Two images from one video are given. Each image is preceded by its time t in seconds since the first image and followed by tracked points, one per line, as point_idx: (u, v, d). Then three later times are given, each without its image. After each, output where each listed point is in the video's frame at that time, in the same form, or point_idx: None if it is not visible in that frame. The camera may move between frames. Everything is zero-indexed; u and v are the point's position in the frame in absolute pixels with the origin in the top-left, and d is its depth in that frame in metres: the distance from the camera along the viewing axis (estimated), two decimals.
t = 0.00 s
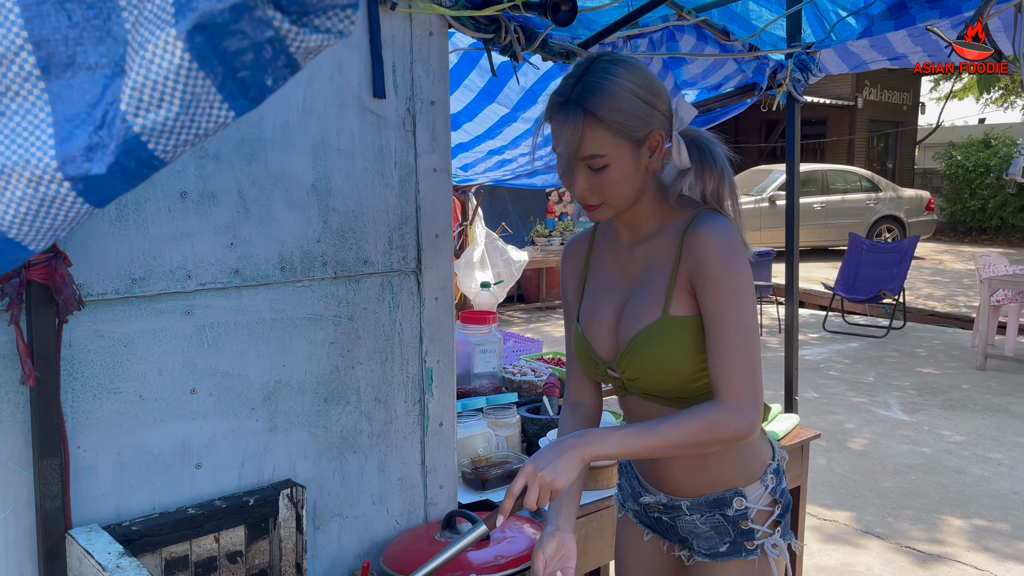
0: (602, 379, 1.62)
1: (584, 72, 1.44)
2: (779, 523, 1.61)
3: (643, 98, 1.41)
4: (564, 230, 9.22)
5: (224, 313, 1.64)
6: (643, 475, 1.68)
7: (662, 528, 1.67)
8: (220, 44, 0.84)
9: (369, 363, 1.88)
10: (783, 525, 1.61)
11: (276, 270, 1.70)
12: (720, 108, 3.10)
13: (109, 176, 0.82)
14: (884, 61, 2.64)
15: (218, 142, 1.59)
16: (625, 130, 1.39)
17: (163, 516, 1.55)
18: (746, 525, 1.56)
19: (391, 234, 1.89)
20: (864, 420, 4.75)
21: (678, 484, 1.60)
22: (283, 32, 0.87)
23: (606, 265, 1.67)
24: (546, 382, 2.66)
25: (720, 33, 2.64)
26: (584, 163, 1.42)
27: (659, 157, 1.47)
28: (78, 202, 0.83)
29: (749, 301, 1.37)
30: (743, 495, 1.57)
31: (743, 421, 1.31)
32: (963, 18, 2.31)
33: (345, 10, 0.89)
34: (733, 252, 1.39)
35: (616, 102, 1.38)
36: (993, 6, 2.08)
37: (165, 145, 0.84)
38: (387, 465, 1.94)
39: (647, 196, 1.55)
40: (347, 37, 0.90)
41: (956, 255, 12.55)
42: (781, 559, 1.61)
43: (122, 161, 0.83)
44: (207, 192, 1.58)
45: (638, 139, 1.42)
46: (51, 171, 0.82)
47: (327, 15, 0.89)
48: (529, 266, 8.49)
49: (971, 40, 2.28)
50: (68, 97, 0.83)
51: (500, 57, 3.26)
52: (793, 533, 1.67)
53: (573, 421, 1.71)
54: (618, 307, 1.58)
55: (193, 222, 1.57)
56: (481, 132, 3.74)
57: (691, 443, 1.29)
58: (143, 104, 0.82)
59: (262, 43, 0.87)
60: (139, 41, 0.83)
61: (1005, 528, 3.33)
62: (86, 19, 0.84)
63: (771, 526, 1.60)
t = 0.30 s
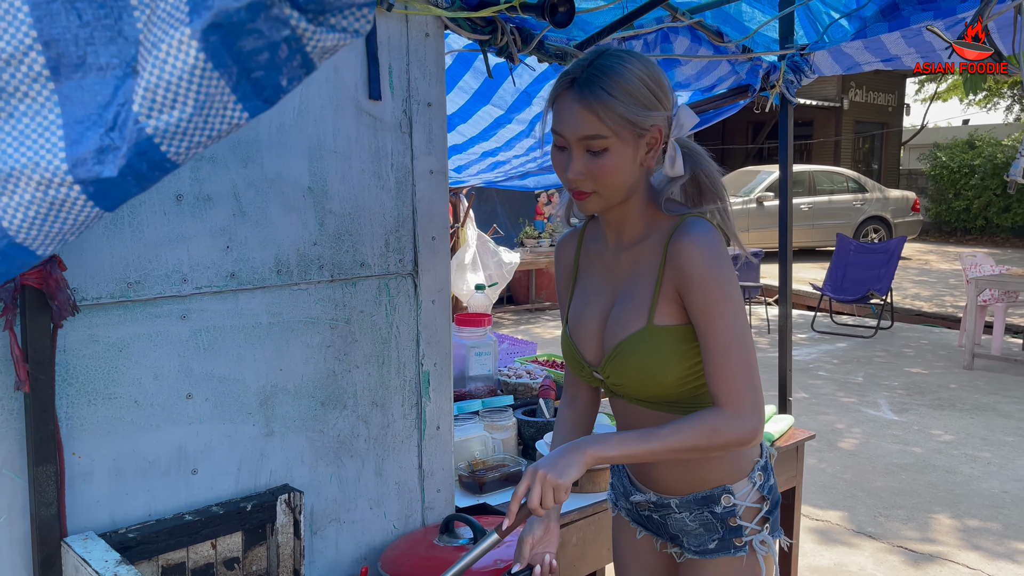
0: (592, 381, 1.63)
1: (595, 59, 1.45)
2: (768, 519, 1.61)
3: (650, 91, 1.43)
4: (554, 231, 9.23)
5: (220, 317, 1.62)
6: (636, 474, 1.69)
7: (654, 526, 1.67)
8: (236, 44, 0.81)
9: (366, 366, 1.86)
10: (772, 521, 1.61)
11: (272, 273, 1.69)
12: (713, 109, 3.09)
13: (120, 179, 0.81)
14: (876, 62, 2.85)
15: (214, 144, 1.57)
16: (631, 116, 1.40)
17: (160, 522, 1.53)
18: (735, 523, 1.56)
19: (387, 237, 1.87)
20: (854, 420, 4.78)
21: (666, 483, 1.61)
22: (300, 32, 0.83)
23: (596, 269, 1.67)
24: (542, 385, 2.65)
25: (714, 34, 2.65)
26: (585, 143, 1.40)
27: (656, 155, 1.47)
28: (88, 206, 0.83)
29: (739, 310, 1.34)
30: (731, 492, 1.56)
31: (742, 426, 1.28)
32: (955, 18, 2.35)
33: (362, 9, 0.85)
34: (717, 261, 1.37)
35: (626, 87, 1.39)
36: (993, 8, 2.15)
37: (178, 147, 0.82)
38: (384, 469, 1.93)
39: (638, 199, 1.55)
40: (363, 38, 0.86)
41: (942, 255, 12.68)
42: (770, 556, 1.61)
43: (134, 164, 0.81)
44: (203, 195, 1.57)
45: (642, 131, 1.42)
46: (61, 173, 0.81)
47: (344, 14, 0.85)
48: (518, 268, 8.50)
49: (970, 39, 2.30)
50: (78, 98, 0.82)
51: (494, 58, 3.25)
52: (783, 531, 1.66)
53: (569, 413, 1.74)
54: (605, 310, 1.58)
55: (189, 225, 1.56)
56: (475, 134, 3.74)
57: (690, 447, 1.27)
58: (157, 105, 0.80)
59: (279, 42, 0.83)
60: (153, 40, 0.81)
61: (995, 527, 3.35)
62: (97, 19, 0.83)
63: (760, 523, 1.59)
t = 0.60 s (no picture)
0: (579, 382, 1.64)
1: (574, 66, 1.45)
2: (757, 514, 1.61)
3: (630, 96, 1.42)
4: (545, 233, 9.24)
5: (214, 317, 1.62)
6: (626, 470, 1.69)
7: (646, 522, 1.68)
8: (238, 38, 0.80)
9: (360, 367, 1.86)
10: (761, 516, 1.61)
11: (266, 273, 1.68)
12: (707, 110, 3.15)
13: (120, 175, 0.81)
14: (869, 62, 2.89)
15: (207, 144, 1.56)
16: (611, 123, 1.40)
17: (153, 525, 1.52)
18: (723, 517, 1.57)
19: (382, 237, 1.87)
20: (845, 420, 4.81)
21: (657, 480, 1.60)
22: (303, 25, 0.81)
23: (583, 271, 1.67)
24: (536, 385, 2.65)
25: (707, 35, 2.66)
26: (565, 151, 1.40)
27: (637, 158, 1.47)
28: (86, 202, 0.82)
29: (709, 316, 1.34)
30: (720, 487, 1.57)
31: (688, 435, 1.27)
32: (947, 20, 2.32)
33: (364, 3, 0.83)
34: (694, 266, 1.38)
35: (605, 93, 1.39)
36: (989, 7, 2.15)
37: (178, 143, 0.81)
38: (378, 471, 1.92)
39: (622, 203, 1.55)
40: (366, 33, 0.83)
41: (930, 256, 12.77)
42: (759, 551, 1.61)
43: (134, 159, 0.81)
44: (196, 194, 1.56)
45: (621, 136, 1.42)
46: (60, 170, 0.81)
47: (346, 8, 0.82)
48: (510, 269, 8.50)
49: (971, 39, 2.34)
50: (77, 93, 0.82)
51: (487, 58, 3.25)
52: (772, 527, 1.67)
53: (559, 408, 1.75)
54: (591, 314, 1.58)
55: (182, 225, 1.55)
56: (468, 134, 3.74)
57: (639, 459, 1.25)
58: (157, 100, 0.79)
59: (281, 36, 0.81)
60: (153, 34, 0.80)
61: (985, 526, 3.38)
62: (97, 13, 0.83)
63: (749, 518, 1.59)
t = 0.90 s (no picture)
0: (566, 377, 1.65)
1: (562, 66, 1.45)
2: (744, 512, 1.61)
3: (617, 95, 1.43)
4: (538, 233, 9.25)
5: (205, 318, 1.61)
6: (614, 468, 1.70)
7: (634, 521, 1.68)
8: (227, 37, 0.79)
9: (352, 367, 1.85)
10: (749, 514, 1.61)
11: (257, 274, 1.68)
12: (698, 111, 3.15)
13: (109, 174, 0.81)
14: (859, 65, 2.90)
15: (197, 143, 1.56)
16: (600, 123, 1.40)
17: (143, 526, 1.52)
18: (711, 514, 1.57)
19: (373, 237, 1.87)
20: (836, 421, 4.83)
21: (644, 478, 1.61)
22: (293, 24, 0.81)
23: (574, 269, 1.68)
24: (528, 386, 2.65)
25: (699, 36, 2.66)
26: (554, 152, 1.40)
27: (627, 157, 1.48)
28: (76, 201, 0.82)
29: (690, 318, 1.35)
30: (708, 484, 1.58)
31: (654, 432, 1.27)
32: (937, 21, 2.35)
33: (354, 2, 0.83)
34: (680, 265, 1.38)
35: (593, 92, 1.39)
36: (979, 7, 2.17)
37: (168, 142, 0.81)
38: (370, 472, 1.92)
39: (613, 201, 1.56)
40: (356, 32, 0.84)
41: (921, 257, 12.83)
42: (747, 549, 1.61)
43: (123, 158, 0.81)
44: (187, 194, 1.55)
45: (610, 135, 1.42)
46: (48, 168, 0.81)
47: (336, 7, 0.83)
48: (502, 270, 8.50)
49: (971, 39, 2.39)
50: (67, 91, 0.82)
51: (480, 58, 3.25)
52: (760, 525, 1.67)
53: (552, 405, 1.75)
54: (581, 311, 1.59)
55: (173, 225, 1.54)
56: (461, 134, 3.74)
57: (604, 456, 1.24)
58: (147, 99, 0.79)
59: (271, 35, 0.81)
60: (143, 33, 0.80)
61: (974, 526, 3.39)
62: (86, 12, 0.82)
63: (736, 515, 1.60)
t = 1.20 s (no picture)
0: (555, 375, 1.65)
1: (550, 68, 1.45)
2: (730, 513, 1.62)
3: (606, 97, 1.43)
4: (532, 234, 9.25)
5: (196, 319, 1.61)
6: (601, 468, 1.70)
7: (621, 521, 1.68)
8: (220, 39, 0.79)
9: (344, 368, 1.85)
10: (734, 514, 1.62)
11: (249, 275, 1.67)
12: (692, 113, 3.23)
13: (100, 175, 0.81)
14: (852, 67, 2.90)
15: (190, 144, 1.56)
16: (588, 125, 1.40)
17: (134, 527, 1.51)
18: (696, 515, 1.57)
19: (366, 238, 1.86)
20: (829, 422, 4.84)
21: (631, 477, 1.62)
22: (285, 27, 0.82)
23: (566, 268, 1.68)
24: (521, 387, 2.65)
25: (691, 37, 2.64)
26: (544, 154, 1.41)
27: (617, 158, 1.48)
28: (68, 202, 0.83)
29: (701, 310, 1.35)
30: (693, 485, 1.58)
31: (704, 423, 1.27)
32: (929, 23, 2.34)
33: (347, 5, 0.83)
34: (679, 262, 1.39)
35: (581, 94, 1.39)
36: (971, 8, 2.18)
37: (160, 143, 0.81)
38: (363, 472, 1.91)
39: (604, 201, 1.56)
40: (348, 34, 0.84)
41: (914, 259, 12.88)
42: (733, 550, 1.62)
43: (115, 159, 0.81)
44: (179, 195, 1.55)
45: (599, 136, 1.43)
46: (41, 169, 0.81)
47: (328, 9, 0.83)
48: (497, 271, 8.51)
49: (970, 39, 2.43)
50: (59, 93, 0.82)
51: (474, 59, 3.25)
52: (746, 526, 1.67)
53: (546, 403, 1.76)
54: (572, 309, 1.59)
55: (165, 226, 1.54)
56: (454, 135, 3.74)
57: (652, 440, 1.25)
58: (139, 100, 0.79)
59: (263, 38, 0.81)
60: (135, 34, 0.80)
61: (965, 527, 3.40)
62: (77, 13, 0.82)
63: (722, 516, 1.60)
